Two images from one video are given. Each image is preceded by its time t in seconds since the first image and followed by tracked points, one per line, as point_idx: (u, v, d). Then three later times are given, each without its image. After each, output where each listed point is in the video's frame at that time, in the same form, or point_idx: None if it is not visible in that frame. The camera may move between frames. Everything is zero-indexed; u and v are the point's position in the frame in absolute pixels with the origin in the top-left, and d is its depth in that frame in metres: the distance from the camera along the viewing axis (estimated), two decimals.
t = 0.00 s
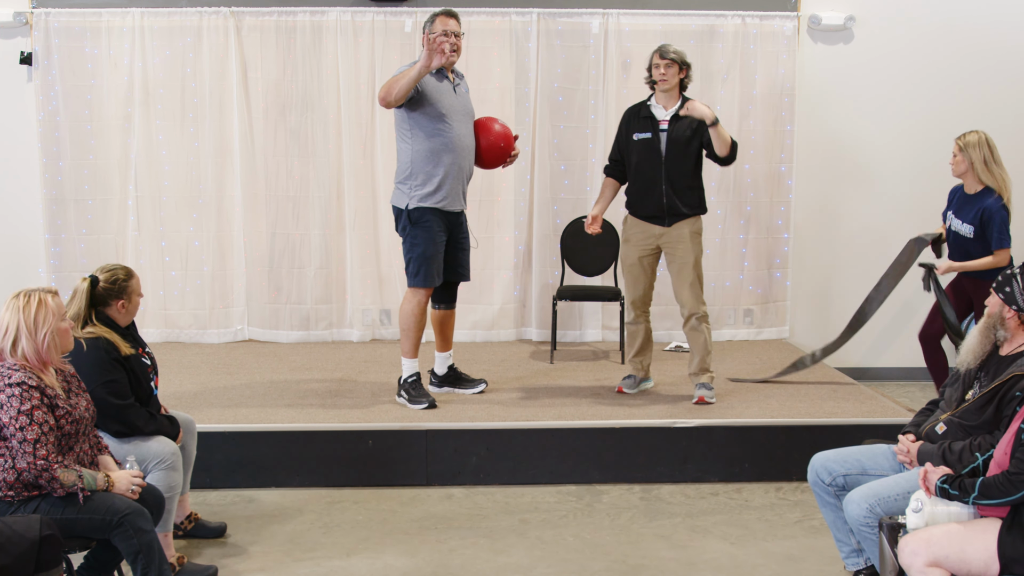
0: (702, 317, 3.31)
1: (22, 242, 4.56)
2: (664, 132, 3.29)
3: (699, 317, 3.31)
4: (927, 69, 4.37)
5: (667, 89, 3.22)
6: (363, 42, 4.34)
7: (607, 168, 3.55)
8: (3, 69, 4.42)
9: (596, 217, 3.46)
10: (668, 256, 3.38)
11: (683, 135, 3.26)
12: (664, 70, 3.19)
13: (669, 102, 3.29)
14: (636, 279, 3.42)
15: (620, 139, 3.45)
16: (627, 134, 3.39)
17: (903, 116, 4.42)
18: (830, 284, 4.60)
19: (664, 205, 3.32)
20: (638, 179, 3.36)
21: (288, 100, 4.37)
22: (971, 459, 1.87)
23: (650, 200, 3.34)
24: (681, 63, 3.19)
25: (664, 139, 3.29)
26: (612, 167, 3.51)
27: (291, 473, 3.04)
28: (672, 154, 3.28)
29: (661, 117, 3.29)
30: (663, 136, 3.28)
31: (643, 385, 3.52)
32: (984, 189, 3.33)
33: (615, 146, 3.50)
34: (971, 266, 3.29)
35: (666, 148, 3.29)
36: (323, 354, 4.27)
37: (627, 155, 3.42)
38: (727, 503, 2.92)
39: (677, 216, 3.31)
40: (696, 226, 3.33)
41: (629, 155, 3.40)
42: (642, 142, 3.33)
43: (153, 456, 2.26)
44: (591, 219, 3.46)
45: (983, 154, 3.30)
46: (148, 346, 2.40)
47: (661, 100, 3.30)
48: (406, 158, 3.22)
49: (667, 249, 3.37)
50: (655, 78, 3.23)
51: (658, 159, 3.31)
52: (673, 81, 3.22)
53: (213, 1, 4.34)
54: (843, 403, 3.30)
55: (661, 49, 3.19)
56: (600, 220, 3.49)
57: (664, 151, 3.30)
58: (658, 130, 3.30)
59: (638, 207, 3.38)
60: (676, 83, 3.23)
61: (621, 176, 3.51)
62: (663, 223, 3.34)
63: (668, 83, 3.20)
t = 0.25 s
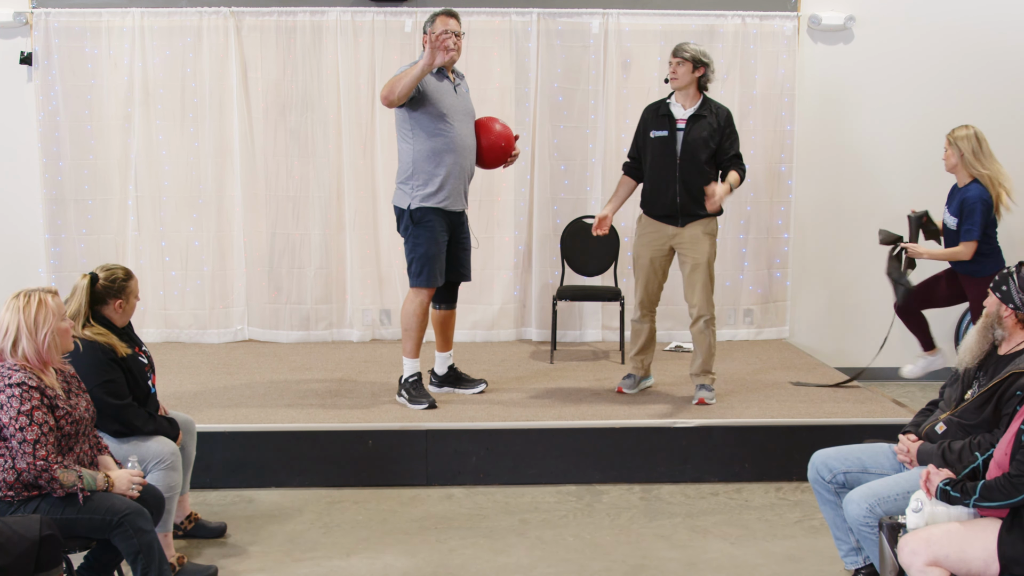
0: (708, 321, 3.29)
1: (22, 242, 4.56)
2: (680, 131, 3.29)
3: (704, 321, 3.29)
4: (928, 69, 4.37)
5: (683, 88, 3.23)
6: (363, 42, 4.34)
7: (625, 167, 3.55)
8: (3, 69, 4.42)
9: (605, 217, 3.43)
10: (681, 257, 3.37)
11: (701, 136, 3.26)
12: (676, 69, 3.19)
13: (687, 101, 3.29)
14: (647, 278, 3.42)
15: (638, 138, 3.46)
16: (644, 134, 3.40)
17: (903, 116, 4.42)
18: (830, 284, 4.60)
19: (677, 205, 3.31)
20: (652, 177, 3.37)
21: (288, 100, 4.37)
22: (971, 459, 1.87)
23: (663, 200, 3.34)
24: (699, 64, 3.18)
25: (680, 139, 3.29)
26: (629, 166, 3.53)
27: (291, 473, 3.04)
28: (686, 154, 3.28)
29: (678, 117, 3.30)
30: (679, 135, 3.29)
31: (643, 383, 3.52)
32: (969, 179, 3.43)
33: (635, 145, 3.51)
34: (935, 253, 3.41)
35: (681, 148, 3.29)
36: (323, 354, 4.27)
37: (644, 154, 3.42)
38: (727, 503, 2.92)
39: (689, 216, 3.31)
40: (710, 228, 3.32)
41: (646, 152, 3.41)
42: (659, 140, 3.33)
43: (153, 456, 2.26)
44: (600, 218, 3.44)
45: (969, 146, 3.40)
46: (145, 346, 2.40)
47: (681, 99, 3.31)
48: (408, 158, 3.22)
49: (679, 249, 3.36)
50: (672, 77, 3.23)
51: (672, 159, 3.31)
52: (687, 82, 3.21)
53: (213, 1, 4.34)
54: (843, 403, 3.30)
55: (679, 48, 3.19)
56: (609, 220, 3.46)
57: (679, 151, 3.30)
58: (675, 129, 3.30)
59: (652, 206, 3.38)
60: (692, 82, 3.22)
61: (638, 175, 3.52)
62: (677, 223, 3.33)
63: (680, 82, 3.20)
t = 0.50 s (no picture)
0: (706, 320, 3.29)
1: (22, 242, 4.56)
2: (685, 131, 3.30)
3: (702, 321, 3.28)
4: (928, 69, 4.37)
5: (685, 88, 3.23)
6: (363, 42, 4.34)
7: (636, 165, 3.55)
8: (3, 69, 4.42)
9: (613, 212, 3.42)
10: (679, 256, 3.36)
11: (706, 137, 3.26)
12: (679, 68, 3.19)
13: (694, 101, 3.28)
14: (645, 276, 3.42)
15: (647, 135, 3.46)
16: (652, 132, 3.40)
17: (904, 116, 4.42)
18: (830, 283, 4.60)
19: (678, 204, 3.31)
20: (657, 175, 3.38)
21: (288, 100, 4.37)
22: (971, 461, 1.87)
23: (665, 199, 3.34)
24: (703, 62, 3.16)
25: (684, 138, 3.30)
26: (638, 164, 3.54)
27: (291, 473, 3.04)
28: (689, 154, 3.28)
29: (683, 116, 3.29)
30: (683, 135, 3.29)
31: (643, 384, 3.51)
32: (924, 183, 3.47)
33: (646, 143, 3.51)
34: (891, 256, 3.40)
35: (685, 148, 3.29)
36: (323, 354, 4.27)
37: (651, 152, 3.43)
38: (727, 503, 2.92)
39: (689, 217, 3.30)
40: (708, 229, 3.30)
41: (652, 150, 3.42)
42: (664, 138, 3.33)
43: (153, 456, 2.26)
44: (608, 214, 3.42)
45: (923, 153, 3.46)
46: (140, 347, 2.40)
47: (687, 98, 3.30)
48: (409, 159, 3.22)
49: (677, 248, 3.36)
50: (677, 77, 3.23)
51: (676, 159, 3.31)
52: (692, 82, 3.20)
53: (213, 1, 4.34)
54: (843, 403, 3.30)
55: (685, 47, 3.17)
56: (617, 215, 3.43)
57: (682, 151, 3.30)
58: (679, 129, 3.30)
59: (655, 204, 3.38)
60: (696, 82, 3.21)
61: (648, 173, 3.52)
62: (678, 223, 3.33)
63: (682, 81, 3.19)
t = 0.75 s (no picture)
0: (702, 320, 3.30)
1: (22, 242, 4.56)
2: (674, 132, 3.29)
3: (699, 321, 3.29)
4: (928, 69, 4.37)
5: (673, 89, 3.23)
6: (363, 42, 4.34)
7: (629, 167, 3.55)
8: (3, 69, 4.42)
9: (607, 216, 3.47)
10: (672, 257, 3.36)
11: (694, 137, 3.25)
12: (667, 68, 3.19)
13: (683, 101, 3.27)
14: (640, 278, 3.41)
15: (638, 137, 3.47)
16: (642, 133, 3.41)
17: (904, 116, 4.42)
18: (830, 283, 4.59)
19: (668, 205, 3.31)
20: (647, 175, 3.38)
21: (288, 100, 4.37)
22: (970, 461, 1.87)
23: (655, 200, 3.34)
24: (689, 63, 3.15)
25: (673, 139, 3.29)
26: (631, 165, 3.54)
27: (291, 473, 3.04)
28: (678, 155, 3.28)
29: (672, 117, 3.29)
30: (672, 135, 3.29)
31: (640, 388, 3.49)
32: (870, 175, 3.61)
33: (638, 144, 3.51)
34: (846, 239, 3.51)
35: (674, 149, 3.28)
36: (323, 354, 4.27)
37: (642, 153, 3.43)
38: (727, 503, 2.92)
39: (680, 217, 3.31)
40: (700, 229, 3.30)
41: (642, 150, 3.42)
42: (652, 140, 3.33)
43: (153, 456, 2.26)
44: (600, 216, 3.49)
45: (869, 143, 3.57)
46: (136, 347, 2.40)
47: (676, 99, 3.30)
48: (409, 158, 3.22)
49: (671, 249, 3.36)
50: (665, 77, 3.23)
51: (665, 160, 3.31)
52: (681, 83, 3.20)
53: (213, 1, 4.34)
54: (843, 403, 3.30)
55: (673, 47, 3.17)
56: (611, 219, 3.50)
57: (671, 151, 3.30)
58: (668, 129, 3.30)
59: (647, 205, 3.38)
60: (683, 83, 3.20)
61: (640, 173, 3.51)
62: (669, 224, 3.33)
63: (671, 81, 3.20)
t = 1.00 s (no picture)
0: (695, 318, 3.29)
1: (22, 242, 4.56)
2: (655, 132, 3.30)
3: (691, 319, 3.29)
4: (927, 69, 4.37)
5: (653, 89, 3.25)
6: (363, 42, 4.34)
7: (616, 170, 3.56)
8: (3, 69, 4.42)
9: (595, 218, 3.54)
10: (660, 256, 3.35)
11: (673, 135, 3.26)
12: (648, 69, 3.21)
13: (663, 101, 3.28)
14: (631, 277, 3.40)
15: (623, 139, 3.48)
16: (625, 135, 3.42)
17: (903, 116, 4.41)
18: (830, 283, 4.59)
19: (654, 205, 3.31)
20: (631, 177, 3.38)
21: (288, 100, 4.37)
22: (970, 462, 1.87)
23: (640, 201, 3.35)
24: (668, 62, 3.16)
25: (655, 139, 3.30)
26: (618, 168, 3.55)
27: (291, 473, 3.04)
28: (660, 154, 3.28)
29: (652, 117, 3.30)
30: (653, 136, 3.29)
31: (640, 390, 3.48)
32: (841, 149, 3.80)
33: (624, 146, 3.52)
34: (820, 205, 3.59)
35: (655, 149, 3.28)
36: (323, 354, 4.27)
37: (626, 155, 3.44)
38: (727, 503, 2.92)
39: (666, 216, 3.30)
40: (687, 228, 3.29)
41: (626, 154, 3.42)
42: (635, 142, 3.34)
43: (153, 456, 2.26)
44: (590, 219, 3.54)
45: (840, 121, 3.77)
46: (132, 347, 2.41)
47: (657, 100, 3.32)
48: (408, 158, 3.21)
49: (659, 248, 3.35)
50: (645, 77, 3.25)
51: (648, 160, 3.31)
52: (661, 83, 3.22)
53: (213, 1, 4.34)
54: (843, 403, 3.30)
55: (654, 47, 3.19)
56: (602, 221, 3.54)
57: (653, 151, 3.30)
58: (650, 130, 3.31)
59: (634, 206, 3.38)
60: (664, 82, 3.21)
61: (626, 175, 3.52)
62: (656, 224, 3.32)
63: (651, 81, 3.22)
